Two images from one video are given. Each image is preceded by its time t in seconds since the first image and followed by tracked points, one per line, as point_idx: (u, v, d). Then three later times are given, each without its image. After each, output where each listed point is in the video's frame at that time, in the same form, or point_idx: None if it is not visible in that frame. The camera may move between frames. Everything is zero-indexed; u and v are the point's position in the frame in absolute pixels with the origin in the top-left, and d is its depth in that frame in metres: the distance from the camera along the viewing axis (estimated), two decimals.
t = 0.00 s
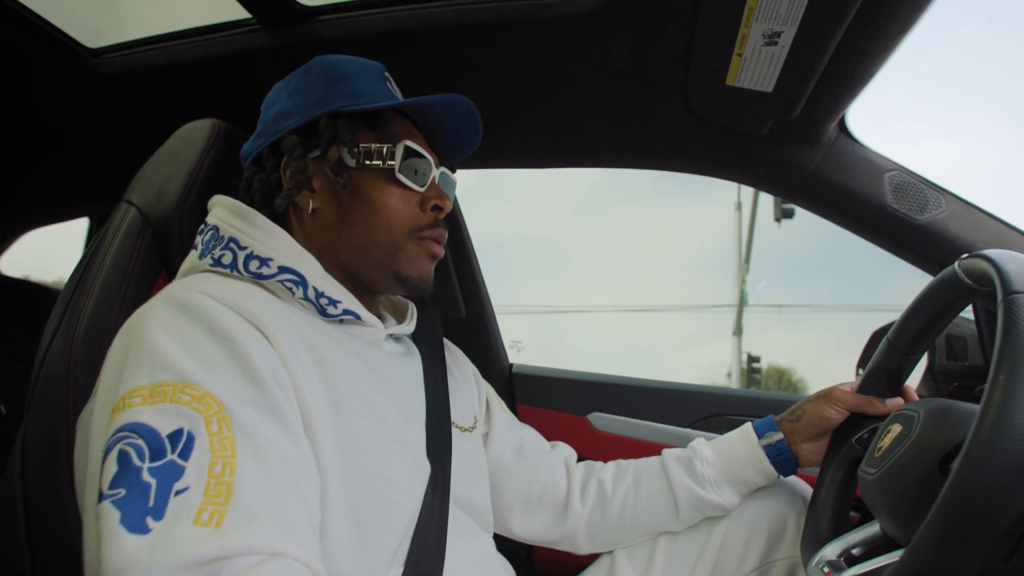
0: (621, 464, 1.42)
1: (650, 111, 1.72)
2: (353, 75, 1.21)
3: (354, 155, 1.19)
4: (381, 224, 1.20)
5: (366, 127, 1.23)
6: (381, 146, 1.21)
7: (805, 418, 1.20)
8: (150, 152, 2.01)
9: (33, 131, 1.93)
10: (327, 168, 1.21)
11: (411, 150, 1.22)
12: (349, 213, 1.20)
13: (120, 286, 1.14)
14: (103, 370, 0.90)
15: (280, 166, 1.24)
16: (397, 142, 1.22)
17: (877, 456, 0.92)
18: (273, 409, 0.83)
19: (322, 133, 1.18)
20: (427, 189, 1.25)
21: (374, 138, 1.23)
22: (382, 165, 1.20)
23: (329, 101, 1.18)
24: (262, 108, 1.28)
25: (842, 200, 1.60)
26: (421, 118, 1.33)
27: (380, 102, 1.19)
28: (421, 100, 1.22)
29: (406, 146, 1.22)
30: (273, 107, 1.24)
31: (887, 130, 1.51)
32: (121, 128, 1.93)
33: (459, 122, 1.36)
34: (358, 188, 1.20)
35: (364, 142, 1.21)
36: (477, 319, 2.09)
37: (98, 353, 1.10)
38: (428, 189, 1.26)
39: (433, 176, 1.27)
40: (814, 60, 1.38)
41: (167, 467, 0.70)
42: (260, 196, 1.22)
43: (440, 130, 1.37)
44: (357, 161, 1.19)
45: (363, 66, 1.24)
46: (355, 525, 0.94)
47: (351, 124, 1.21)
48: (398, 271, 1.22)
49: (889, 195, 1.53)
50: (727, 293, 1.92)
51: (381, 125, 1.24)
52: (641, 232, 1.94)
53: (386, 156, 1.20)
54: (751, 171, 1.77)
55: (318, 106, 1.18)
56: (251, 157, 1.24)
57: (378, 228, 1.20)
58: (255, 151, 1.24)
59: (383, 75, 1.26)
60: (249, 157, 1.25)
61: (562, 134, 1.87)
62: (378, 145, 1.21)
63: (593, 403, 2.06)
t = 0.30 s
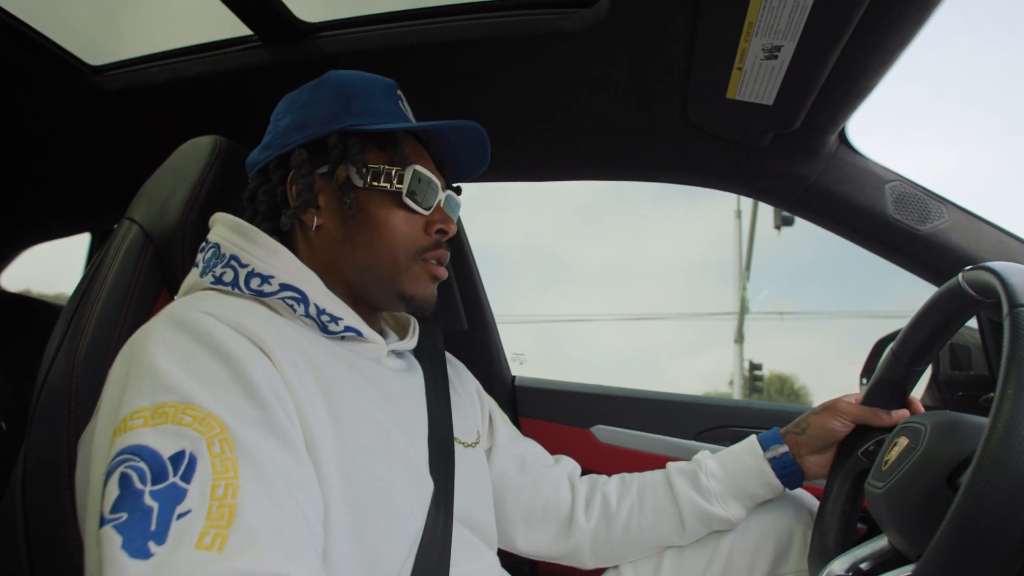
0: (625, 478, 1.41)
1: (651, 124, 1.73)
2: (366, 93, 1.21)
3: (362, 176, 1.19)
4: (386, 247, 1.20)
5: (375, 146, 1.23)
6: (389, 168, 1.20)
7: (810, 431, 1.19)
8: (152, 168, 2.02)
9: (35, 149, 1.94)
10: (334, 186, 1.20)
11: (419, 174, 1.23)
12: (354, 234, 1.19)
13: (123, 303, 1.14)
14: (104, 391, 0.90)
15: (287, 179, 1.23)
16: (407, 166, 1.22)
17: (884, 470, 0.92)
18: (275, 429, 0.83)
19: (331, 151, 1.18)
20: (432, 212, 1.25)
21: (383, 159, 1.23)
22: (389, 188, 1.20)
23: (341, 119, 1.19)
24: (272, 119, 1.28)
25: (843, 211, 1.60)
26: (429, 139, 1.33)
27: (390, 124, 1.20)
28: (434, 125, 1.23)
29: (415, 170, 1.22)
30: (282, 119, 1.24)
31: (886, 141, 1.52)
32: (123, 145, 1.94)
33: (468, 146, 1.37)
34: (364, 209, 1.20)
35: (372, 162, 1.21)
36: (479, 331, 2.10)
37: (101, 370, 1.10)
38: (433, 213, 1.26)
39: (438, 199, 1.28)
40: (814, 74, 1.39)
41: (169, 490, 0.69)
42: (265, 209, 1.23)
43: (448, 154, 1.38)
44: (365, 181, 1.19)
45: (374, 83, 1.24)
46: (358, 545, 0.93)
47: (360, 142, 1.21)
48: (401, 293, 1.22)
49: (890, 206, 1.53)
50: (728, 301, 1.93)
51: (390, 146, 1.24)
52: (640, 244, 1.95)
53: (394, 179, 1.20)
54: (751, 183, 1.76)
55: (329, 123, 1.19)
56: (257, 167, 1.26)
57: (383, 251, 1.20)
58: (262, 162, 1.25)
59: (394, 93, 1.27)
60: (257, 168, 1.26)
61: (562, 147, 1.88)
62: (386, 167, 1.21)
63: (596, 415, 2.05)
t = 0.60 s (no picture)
0: (625, 476, 1.42)
1: (646, 122, 1.73)
2: (376, 97, 1.22)
3: (367, 178, 1.18)
4: (386, 251, 1.19)
5: (382, 150, 1.22)
6: (395, 173, 1.21)
7: (808, 428, 1.20)
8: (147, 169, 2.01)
9: (30, 152, 1.93)
10: (337, 187, 1.20)
11: (425, 181, 1.23)
12: (356, 237, 1.19)
13: (119, 306, 1.14)
14: (101, 395, 0.89)
15: (290, 176, 1.22)
16: (413, 172, 1.22)
17: (882, 466, 0.92)
18: (273, 432, 0.83)
19: (338, 151, 1.18)
20: (434, 220, 1.25)
21: (389, 163, 1.22)
22: (393, 192, 1.20)
23: (350, 121, 1.18)
24: (278, 115, 1.27)
25: (839, 208, 1.60)
26: (434, 146, 1.34)
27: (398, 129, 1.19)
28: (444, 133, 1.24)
29: (421, 176, 1.23)
30: (289, 116, 1.23)
31: (881, 137, 1.52)
32: (118, 147, 1.93)
33: (471, 155, 1.37)
34: (366, 213, 1.19)
35: (378, 165, 1.21)
36: (478, 331, 2.09)
37: (98, 374, 1.09)
38: (435, 220, 1.26)
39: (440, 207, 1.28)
40: (810, 72, 1.39)
41: (168, 496, 0.69)
42: (266, 204, 1.22)
43: (451, 162, 1.38)
44: (370, 184, 1.19)
45: (386, 88, 1.25)
46: (359, 547, 0.93)
47: (367, 145, 1.21)
48: (399, 298, 1.21)
49: (886, 202, 1.53)
50: (726, 297, 1.99)
51: (397, 151, 1.23)
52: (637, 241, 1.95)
53: (398, 184, 1.20)
54: (748, 180, 1.77)
55: (338, 123, 1.18)
56: (261, 162, 1.25)
57: (384, 255, 1.19)
58: (267, 156, 1.24)
59: (403, 100, 1.27)
60: (260, 163, 1.26)
61: (558, 146, 1.87)
62: (391, 171, 1.21)
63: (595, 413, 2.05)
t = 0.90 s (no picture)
0: (626, 470, 1.43)
1: (647, 117, 1.72)
2: (394, 103, 1.23)
3: (392, 179, 1.19)
4: (406, 251, 1.20)
5: (403, 152, 1.23)
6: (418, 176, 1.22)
7: (810, 420, 1.21)
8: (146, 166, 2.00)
9: (29, 150, 1.92)
10: (361, 186, 1.19)
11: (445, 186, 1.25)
12: (379, 236, 1.19)
13: (122, 305, 1.14)
14: (107, 395, 0.90)
15: (311, 172, 1.20)
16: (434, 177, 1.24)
17: (883, 460, 0.93)
18: (280, 430, 0.83)
19: (365, 152, 1.17)
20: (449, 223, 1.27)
21: (410, 166, 1.23)
22: (417, 194, 1.21)
23: (372, 122, 1.18)
24: (292, 110, 1.25)
25: (840, 201, 1.60)
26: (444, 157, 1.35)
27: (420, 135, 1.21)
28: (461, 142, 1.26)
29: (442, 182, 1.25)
30: (309, 112, 1.21)
31: (881, 131, 1.52)
32: (118, 145, 1.92)
33: (476, 163, 1.36)
34: (390, 212, 1.19)
35: (401, 167, 1.21)
36: (479, 326, 2.10)
37: (102, 372, 1.10)
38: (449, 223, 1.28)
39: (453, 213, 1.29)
40: (811, 66, 1.39)
41: (177, 494, 0.69)
42: (284, 198, 1.20)
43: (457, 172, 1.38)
44: (394, 185, 1.19)
45: (402, 96, 1.27)
46: (365, 543, 0.94)
47: (390, 147, 1.21)
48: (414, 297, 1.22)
49: (887, 195, 1.53)
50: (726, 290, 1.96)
51: (415, 156, 1.25)
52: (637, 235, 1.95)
53: (421, 186, 1.21)
54: (749, 174, 1.77)
55: (362, 124, 1.18)
56: (278, 156, 1.23)
57: (406, 255, 1.20)
58: (284, 150, 1.23)
59: (414, 106, 1.29)
60: (277, 156, 1.24)
61: (559, 141, 1.87)
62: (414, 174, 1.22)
63: (596, 407, 2.06)
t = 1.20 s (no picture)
0: (628, 463, 1.43)
1: (650, 111, 1.73)
2: (400, 98, 1.24)
3: (400, 172, 1.19)
4: (414, 243, 1.21)
5: (409, 146, 1.24)
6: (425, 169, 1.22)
7: (811, 415, 1.21)
8: (150, 159, 2.01)
9: (33, 143, 1.92)
10: (369, 179, 1.19)
11: (451, 179, 1.26)
12: (387, 227, 1.20)
13: (128, 297, 1.15)
14: (115, 385, 0.90)
15: (320, 164, 1.21)
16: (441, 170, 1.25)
17: (885, 452, 0.93)
18: (287, 420, 0.84)
19: (373, 145, 1.18)
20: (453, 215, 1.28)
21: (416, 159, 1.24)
22: (424, 187, 1.22)
23: (379, 117, 1.19)
24: (299, 105, 1.26)
25: (843, 196, 1.61)
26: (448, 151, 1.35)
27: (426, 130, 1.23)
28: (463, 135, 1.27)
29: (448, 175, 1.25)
30: (315, 107, 1.22)
31: (884, 126, 1.52)
32: (121, 138, 1.92)
33: (477, 157, 1.37)
34: (397, 205, 1.20)
35: (408, 161, 1.22)
36: (481, 319, 2.10)
37: (109, 364, 1.10)
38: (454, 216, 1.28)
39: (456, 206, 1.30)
40: (815, 61, 1.39)
41: (186, 482, 0.70)
42: (292, 191, 1.21)
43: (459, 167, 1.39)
44: (402, 177, 1.20)
45: (407, 91, 1.27)
46: (370, 532, 0.95)
47: (397, 141, 1.22)
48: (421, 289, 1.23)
49: (889, 190, 1.54)
50: (726, 287, 2.00)
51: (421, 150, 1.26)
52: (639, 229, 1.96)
53: (429, 179, 1.22)
54: (751, 169, 1.78)
55: (368, 118, 1.19)
56: (285, 149, 1.24)
57: (412, 247, 1.21)
58: (291, 145, 1.23)
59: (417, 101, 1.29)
60: (283, 151, 1.24)
61: (562, 135, 1.87)
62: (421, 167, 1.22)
63: (597, 400, 2.07)
